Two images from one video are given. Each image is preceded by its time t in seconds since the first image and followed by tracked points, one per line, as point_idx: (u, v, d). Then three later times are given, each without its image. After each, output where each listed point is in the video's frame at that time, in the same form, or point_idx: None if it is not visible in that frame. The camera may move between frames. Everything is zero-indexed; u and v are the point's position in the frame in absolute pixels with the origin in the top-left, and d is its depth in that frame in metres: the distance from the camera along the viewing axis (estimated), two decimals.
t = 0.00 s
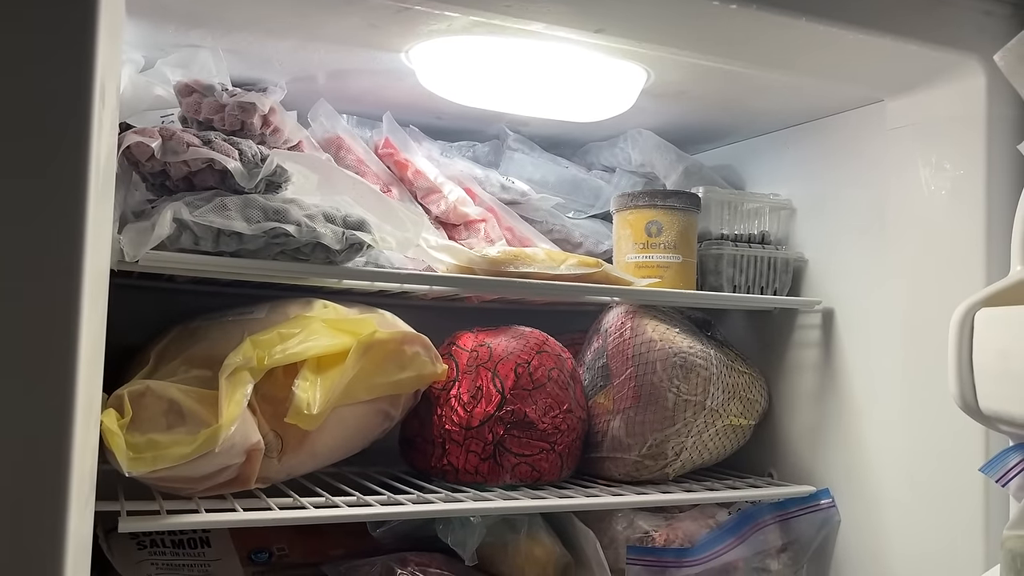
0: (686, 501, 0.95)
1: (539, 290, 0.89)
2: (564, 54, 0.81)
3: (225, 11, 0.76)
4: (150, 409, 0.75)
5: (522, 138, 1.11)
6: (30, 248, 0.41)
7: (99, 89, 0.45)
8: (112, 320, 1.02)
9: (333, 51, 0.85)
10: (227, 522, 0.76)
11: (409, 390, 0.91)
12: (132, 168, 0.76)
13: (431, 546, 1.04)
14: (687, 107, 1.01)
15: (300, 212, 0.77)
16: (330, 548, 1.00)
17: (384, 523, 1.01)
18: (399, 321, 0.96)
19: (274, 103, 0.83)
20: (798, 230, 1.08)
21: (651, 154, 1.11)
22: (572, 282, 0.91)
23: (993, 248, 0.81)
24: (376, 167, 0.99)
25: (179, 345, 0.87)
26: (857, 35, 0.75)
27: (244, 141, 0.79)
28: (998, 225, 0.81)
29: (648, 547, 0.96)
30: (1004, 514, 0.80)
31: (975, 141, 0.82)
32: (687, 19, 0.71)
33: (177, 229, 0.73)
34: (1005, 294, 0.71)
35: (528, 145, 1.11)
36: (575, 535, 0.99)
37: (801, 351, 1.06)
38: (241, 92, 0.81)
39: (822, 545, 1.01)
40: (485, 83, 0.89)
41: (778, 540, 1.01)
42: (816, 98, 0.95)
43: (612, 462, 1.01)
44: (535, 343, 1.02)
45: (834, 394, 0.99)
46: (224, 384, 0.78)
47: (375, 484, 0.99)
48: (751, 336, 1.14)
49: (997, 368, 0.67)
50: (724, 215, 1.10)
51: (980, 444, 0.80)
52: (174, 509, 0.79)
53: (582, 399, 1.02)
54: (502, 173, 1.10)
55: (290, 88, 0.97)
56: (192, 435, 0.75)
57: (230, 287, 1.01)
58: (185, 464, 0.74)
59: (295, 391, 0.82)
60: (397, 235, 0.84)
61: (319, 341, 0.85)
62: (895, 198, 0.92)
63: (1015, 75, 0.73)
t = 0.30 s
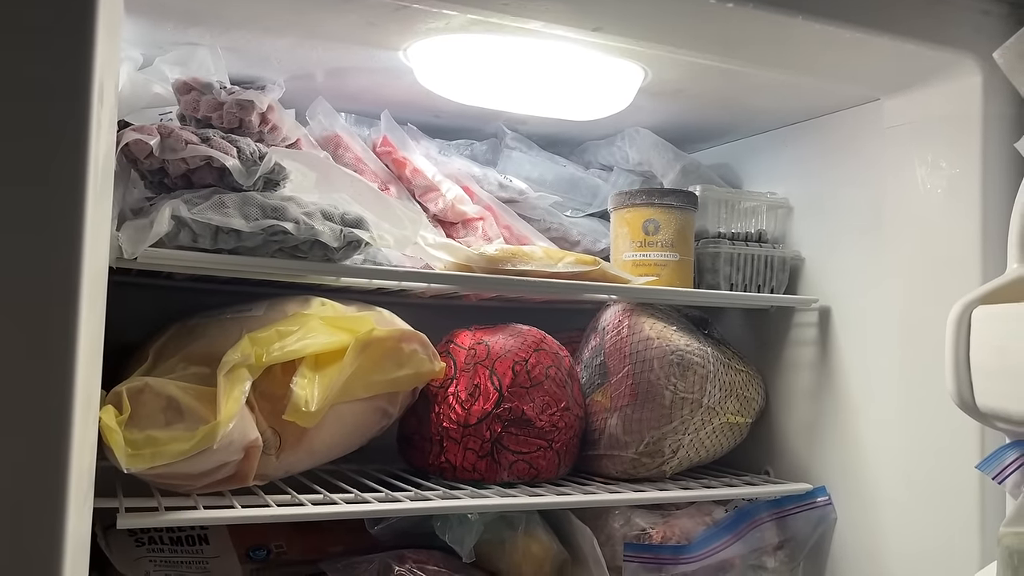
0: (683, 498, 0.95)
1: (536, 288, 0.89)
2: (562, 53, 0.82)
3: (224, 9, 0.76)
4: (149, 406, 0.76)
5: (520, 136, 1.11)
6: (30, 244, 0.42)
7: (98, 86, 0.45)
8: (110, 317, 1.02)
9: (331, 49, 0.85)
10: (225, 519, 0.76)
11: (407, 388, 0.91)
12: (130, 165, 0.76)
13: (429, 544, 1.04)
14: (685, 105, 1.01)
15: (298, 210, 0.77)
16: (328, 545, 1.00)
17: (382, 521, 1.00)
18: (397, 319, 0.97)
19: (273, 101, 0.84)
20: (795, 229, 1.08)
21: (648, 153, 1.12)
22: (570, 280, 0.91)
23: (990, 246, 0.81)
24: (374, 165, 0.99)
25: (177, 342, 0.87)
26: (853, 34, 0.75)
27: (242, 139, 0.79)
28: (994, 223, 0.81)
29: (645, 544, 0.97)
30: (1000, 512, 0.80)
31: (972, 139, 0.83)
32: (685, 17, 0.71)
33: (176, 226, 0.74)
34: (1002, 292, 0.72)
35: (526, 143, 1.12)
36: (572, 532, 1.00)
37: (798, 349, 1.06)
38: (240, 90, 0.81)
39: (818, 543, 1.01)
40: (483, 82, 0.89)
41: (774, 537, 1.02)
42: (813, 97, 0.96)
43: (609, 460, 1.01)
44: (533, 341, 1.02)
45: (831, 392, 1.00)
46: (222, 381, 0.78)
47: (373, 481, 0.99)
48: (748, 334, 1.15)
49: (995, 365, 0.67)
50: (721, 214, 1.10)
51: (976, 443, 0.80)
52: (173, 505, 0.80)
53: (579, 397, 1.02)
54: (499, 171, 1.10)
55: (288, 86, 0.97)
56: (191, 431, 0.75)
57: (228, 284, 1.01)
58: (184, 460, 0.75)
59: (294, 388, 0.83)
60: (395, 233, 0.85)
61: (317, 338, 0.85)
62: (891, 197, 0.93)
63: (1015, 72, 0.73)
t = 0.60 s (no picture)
0: (690, 497, 0.96)
1: (545, 288, 0.89)
2: (572, 54, 0.82)
3: (235, 10, 0.77)
4: (161, 405, 0.76)
5: (527, 137, 1.12)
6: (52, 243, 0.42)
7: (116, 87, 0.45)
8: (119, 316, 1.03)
9: (341, 50, 0.86)
10: (236, 518, 0.76)
11: (416, 387, 0.92)
12: (142, 166, 0.77)
13: (436, 543, 1.05)
14: (692, 106, 1.01)
15: (310, 210, 0.77)
16: (335, 543, 1.00)
17: (390, 519, 1.01)
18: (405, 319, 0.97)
19: (284, 102, 0.84)
20: (802, 229, 1.08)
21: (655, 153, 1.12)
22: (578, 280, 0.91)
23: (997, 246, 0.82)
24: (383, 166, 0.99)
25: (187, 342, 0.87)
26: (862, 35, 0.76)
27: (254, 139, 0.79)
28: (1001, 224, 0.82)
29: (652, 543, 0.98)
30: (1007, 512, 0.81)
31: (979, 140, 0.83)
32: (695, 18, 0.72)
33: (188, 226, 0.74)
34: (1010, 292, 0.72)
35: (533, 144, 1.12)
36: (579, 531, 1.00)
37: (805, 350, 1.06)
38: (252, 90, 0.81)
39: (825, 542, 1.01)
40: (493, 82, 0.90)
41: (781, 537, 1.02)
42: (820, 97, 0.96)
43: (616, 459, 1.01)
44: (540, 341, 1.02)
45: (837, 391, 1.00)
46: (234, 381, 0.79)
47: (381, 480, 1.00)
48: (754, 334, 1.15)
49: (1003, 365, 0.68)
50: (728, 214, 1.10)
51: (983, 442, 0.81)
52: (184, 504, 0.80)
53: (586, 396, 1.02)
54: (507, 171, 1.10)
55: (298, 87, 0.97)
56: (203, 430, 0.75)
57: (237, 284, 1.01)
58: (196, 459, 0.75)
59: (304, 388, 0.83)
60: (406, 232, 0.85)
61: (328, 338, 0.85)
62: (898, 197, 0.93)
63: None
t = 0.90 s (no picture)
0: (688, 494, 0.96)
1: (543, 285, 0.89)
2: (571, 51, 0.82)
3: (234, 6, 0.77)
4: (160, 401, 0.76)
5: (526, 134, 1.12)
6: (50, 237, 0.42)
7: (116, 81, 0.45)
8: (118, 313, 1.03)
9: (340, 46, 0.85)
10: (235, 514, 0.76)
11: (414, 384, 0.92)
12: (141, 162, 0.77)
13: (434, 540, 1.05)
14: (690, 104, 1.01)
15: (309, 207, 0.77)
16: (334, 541, 1.00)
17: (389, 516, 1.01)
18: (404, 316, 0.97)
19: (283, 98, 0.84)
20: (801, 227, 1.08)
21: (654, 151, 1.12)
22: (578, 278, 0.91)
23: (995, 244, 0.82)
24: (382, 163, 0.99)
25: (186, 338, 0.87)
26: (860, 33, 0.76)
27: (253, 135, 0.79)
28: (999, 222, 0.82)
29: (650, 541, 0.98)
30: (1004, 509, 0.81)
31: (977, 138, 0.83)
32: (694, 15, 0.72)
33: (187, 222, 0.74)
34: (1008, 289, 0.72)
35: (532, 141, 1.12)
36: (578, 528, 1.00)
37: (803, 347, 1.06)
38: (251, 86, 0.81)
39: (823, 540, 1.01)
40: (492, 79, 0.90)
41: (779, 534, 1.02)
42: (818, 95, 0.96)
43: (615, 457, 1.01)
44: (539, 338, 1.02)
45: (836, 389, 1.00)
46: (233, 377, 0.79)
47: (380, 477, 1.00)
48: (753, 332, 1.15)
49: (1001, 362, 0.68)
50: (727, 212, 1.10)
51: (981, 440, 0.81)
52: (183, 501, 0.80)
53: (585, 394, 1.02)
54: (506, 169, 1.10)
55: (297, 84, 0.97)
56: (202, 427, 0.75)
57: (236, 281, 1.01)
58: (195, 455, 0.75)
59: (303, 384, 0.83)
60: (405, 229, 0.85)
61: (327, 334, 0.85)
62: (897, 194, 0.93)
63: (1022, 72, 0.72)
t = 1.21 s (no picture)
0: (690, 497, 0.96)
1: (546, 287, 0.89)
2: (574, 53, 0.82)
3: (237, 8, 0.76)
4: (163, 403, 0.76)
5: (528, 136, 1.12)
6: (55, 241, 0.42)
7: (120, 85, 0.45)
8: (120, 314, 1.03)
9: (342, 48, 0.85)
10: (237, 516, 0.76)
11: (416, 386, 0.92)
12: (144, 163, 0.76)
13: (435, 542, 1.05)
14: (693, 106, 1.01)
15: (312, 209, 0.77)
16: (335, 543, 1.00)
17: (390, 518, 1.01)
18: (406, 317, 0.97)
19: (286, 100, 0.84)
20: (803, 229, 1.08)
21: (656, 153, 1.12)
22: (580, 280, 0.91)
23: (997, 247, 0.82)
24: (384, 164, 0.99)
25: (188, 340, 0.87)
26: (864, 36, 0.76)
27: (256, 137, 0.79)
28: (1002, 225, 0.82)
29: (652, 542, 0.98)
30: (1007, 512, 0.81)
31: (980, 141, 0.83)
32: (698, 18, 0.72)
33: (190, 224, 0.74)
34: (1011, 293, 0.72)
35: (534, 143, 1.12)
36: (580, 531, 1.00)
37: (805, 350, 1.06)
38: (254, 88, 0.81)
39: (824, 542, 1.02)
40: (494, 81, 0.90)
41: (780, 536, 1.02)
42: (821, 98, 0.96)
43: (617, 459, 1.01)
44: (541, 340, 1.02)
45: (837, 391, 1.00)
46: (235, 379, 0.79)
47: (381, 479, 1.00)
48: (755, 335, 1.15)
49: (1004, 366, 0.68)
50: (728, 215, 1.10)
51: (983, 443, 0.81)
52: (185, 503, 0.80)
53: (587, 396, 1.02)
54: (508, 170, 1.10)
55: (299, 85, 0.97)
56: (204, 429, 0.75)
57: (238, 282, 1.01)
58: (198, 457, 0.75)
59: (305, 386, 0.83)
60: (407, 232, 0.85)
61: (329, 336, 0.85)
62: (899, 197, 0.93)
63: None
